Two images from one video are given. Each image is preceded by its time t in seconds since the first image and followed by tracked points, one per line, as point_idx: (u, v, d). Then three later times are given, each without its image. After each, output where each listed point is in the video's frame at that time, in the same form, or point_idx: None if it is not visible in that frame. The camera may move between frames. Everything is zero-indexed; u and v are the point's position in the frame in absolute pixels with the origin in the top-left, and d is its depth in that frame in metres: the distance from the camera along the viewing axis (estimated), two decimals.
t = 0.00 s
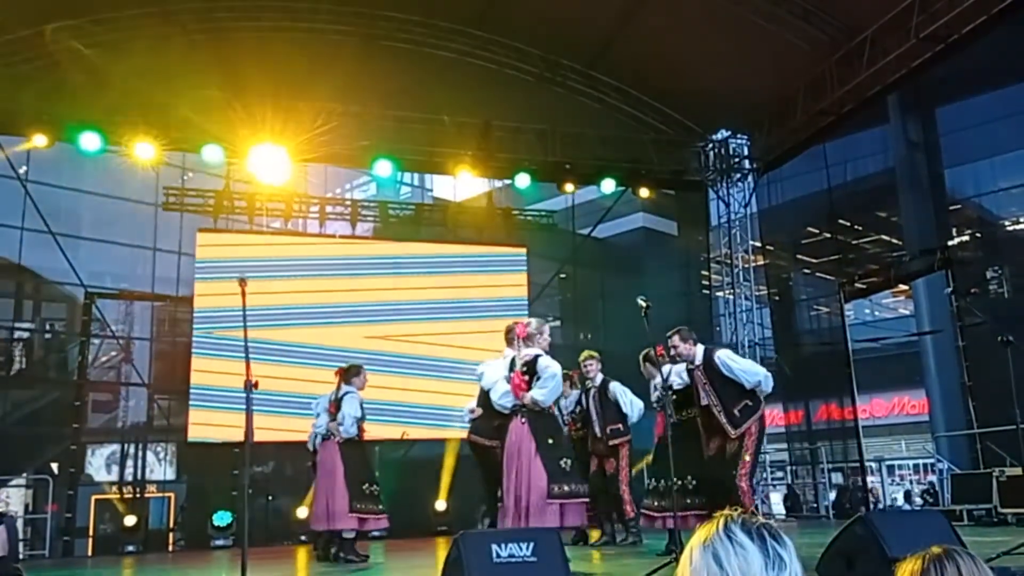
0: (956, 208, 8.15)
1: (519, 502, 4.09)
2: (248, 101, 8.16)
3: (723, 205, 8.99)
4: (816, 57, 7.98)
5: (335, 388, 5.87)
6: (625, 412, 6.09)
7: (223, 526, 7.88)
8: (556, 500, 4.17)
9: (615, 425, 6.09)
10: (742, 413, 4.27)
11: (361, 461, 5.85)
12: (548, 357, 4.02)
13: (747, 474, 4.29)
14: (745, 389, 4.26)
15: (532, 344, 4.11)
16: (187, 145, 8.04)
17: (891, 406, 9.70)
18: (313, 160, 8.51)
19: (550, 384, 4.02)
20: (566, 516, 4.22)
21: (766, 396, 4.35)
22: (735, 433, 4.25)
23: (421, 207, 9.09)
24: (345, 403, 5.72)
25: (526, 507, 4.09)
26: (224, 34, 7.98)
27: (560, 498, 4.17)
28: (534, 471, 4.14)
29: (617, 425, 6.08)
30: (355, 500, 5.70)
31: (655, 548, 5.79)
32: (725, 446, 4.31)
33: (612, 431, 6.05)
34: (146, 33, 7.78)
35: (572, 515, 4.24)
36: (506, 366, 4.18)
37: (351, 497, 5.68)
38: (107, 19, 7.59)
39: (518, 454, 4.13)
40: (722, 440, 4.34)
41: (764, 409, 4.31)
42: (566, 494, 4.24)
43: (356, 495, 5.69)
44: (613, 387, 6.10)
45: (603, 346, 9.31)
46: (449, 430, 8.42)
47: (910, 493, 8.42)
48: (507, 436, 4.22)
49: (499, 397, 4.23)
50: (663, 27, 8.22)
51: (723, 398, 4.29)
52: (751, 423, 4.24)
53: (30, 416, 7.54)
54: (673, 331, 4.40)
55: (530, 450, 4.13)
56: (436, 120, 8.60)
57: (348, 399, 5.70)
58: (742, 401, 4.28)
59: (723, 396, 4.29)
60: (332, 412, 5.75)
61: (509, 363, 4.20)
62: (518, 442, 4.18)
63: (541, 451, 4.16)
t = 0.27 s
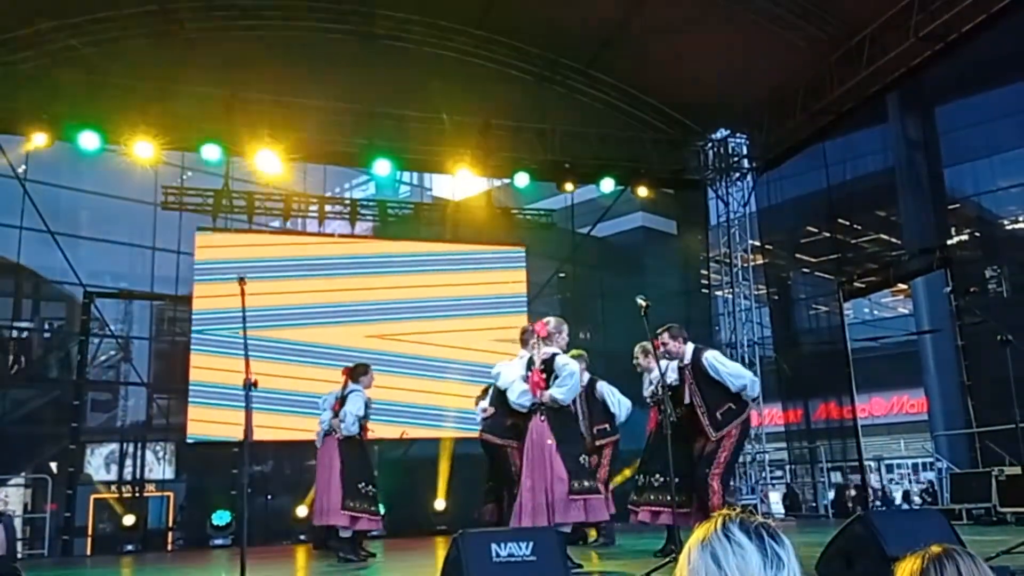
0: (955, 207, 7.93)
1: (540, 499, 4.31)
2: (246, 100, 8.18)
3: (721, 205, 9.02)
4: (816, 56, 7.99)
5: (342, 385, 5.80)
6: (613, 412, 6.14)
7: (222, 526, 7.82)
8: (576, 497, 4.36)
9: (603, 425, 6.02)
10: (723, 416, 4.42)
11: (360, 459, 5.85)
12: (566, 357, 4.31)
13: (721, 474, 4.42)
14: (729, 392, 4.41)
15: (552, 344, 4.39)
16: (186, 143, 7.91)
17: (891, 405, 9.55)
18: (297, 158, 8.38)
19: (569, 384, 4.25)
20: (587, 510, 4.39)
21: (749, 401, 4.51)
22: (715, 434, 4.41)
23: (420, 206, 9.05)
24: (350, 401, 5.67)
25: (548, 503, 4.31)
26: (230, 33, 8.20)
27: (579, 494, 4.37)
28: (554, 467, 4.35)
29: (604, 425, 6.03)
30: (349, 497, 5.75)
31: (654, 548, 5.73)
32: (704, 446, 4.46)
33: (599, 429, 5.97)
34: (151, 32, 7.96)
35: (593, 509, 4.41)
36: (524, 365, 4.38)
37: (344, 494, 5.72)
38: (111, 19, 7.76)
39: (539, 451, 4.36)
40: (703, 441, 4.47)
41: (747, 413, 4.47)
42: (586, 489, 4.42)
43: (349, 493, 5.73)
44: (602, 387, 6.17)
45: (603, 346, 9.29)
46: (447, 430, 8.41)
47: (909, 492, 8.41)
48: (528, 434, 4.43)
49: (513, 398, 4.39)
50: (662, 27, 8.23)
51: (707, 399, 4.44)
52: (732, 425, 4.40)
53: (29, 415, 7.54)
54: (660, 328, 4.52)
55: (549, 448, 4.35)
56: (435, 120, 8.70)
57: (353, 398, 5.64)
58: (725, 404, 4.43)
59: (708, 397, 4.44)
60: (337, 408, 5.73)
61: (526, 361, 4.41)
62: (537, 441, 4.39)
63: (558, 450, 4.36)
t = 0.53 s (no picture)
0: (954, 206, 7.94)
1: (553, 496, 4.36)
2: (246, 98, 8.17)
3: (721, 203, 8.96)
4: (814, 55, 7.99)
5: (342, 387, 5.76)
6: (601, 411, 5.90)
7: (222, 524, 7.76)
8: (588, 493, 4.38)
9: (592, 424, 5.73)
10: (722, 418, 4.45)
11: (355, 464, 5.70)
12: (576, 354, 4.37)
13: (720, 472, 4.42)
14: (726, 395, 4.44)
15: (563, 343, 4.44)
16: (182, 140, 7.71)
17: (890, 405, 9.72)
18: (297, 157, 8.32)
19: (578, 379, 4.34)
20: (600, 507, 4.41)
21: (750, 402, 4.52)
22: (712, 435, 4.43)
23: (419, 205, 9.04)
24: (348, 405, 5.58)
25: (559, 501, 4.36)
26: (229, 32, 8.33)
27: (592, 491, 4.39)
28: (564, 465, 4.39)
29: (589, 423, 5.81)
30: (343, 501, 5.62)
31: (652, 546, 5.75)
32: (704, 447, 4.48)
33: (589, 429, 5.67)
34: (151, 30, 8.04)
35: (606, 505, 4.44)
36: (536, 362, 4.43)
37: (339, 497, 5.59)
38: (111, 17, 7.88)
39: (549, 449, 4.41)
40: (702, 442, 4.51)
41: (747, 413, 4.47)
42: (598, 486, 4.44)
43: (343, 496, 5.60)
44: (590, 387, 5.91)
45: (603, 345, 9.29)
46: (444, 430, 8.41)
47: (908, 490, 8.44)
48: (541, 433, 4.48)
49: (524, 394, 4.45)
50: (661, 25, 8.23)
51: (705, 401, 4.47)
52: (730, 425, 4.41)
53: (29, 414, 7.55)
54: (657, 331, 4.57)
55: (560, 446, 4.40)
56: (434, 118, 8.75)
57: (350, 402, 5.55)
58: (723, 405, 4.45)
59: (705, 399, 4.47)
60: (330, 410, 5.64)
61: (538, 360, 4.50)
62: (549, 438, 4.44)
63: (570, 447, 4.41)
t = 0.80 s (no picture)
0: (952, 205, 7.93)
1: (562, 495, 4.39)
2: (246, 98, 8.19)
3: (718, 203, 9.11)
4: (812, 55, 8.04)
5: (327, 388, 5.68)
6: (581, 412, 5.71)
7: (222, 522, 7.84)
8: (597, 496, 4.35)
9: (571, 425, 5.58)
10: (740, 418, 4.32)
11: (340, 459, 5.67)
12: (597, 356, 4.42)
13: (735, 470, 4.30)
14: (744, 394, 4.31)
15: (581, 344, 4.52)
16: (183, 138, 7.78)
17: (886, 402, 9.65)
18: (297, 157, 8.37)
19: (600, 380, 4.34)
20: (609, 512, 4.35)
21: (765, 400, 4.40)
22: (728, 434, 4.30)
23: (419, 204, 9.10)
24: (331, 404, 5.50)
25: (568, 500, 4.37)
26: (227, 33, 8.28)
27: (603, 495, 4.35)
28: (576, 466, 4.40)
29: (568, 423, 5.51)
30: (334, 498, 5.53)
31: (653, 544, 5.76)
32: (719, 446, 4.36)
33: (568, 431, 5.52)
34: (150, 30, 7.98)
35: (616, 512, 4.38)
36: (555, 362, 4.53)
37: (331, 494, 5.49)
38: (112, 17, 7.78)
39: (564, 450, 4.45)
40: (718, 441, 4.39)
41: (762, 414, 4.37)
42: (610, 491, 4.39)
43: (335, 494, 5.55)
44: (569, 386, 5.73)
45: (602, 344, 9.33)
46: (448, 430, 8.47)
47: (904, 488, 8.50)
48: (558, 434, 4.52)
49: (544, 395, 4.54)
50: (660, 25, 8.27)
51: (721, 401, 4.33)
52: (747, 425, 4.29)
53: (30, 412, 7.57)
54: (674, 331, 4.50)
55: (574, 447, 4.42)
56: (433, 119, 8.77)
57: (334, 400, 5.49)
58: (740, 405, 4.34)
59: (721, 398, 4.35)
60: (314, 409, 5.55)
61: (558, 362, 4.55)
62: (564, 438, 4.47)
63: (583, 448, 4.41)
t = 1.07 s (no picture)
0: (951, 204, 7.93)
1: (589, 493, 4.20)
2: (246, 96, 8.21)
3: (718, 201, 9.15)
4: (812, 54, 8.04)
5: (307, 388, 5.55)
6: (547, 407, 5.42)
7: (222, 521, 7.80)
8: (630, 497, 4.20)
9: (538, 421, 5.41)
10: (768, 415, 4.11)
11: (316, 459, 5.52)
12: (631, 357, 4.30)
13: (765, 466, 4.13)
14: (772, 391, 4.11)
15: (616, 345, 4.41)
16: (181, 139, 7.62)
17: (886, 401, 9.66)
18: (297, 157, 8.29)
19: (635, 383, 4.21)
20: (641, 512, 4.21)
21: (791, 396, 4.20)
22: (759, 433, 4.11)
23: (419, 203, 9.10)
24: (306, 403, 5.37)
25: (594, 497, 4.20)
26: (227, 32, 8.34)
27: (630, 495, 4.21)
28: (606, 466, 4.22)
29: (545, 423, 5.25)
30: (305, 499, 5.37)
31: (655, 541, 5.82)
32: (749, 443, 4.18)
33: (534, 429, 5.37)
34: (150, 29, 8.05)
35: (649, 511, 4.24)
36: (588, 363, 4.40)
37: (302, 495, 5.33)
38: (111, 15, 7.87)
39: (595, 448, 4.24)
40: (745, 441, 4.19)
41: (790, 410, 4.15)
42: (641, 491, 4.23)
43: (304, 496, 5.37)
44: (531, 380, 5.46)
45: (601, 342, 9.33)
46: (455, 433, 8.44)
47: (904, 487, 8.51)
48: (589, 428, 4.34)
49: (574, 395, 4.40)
50: (659, 24, 8.28)
51: (746, 399, 4.14)
52: (775, 423, 4.09)
53: (29, 411, 7.57)
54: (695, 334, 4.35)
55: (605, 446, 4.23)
56: (433, 118, 8.75)
57: (310, 399, 5.36)
58: (766, 402, 4.12)
59: (747, 397, 4.15)
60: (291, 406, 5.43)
61: (590, 363, 4.43)
62: (594, 437, 4.27)
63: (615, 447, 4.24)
